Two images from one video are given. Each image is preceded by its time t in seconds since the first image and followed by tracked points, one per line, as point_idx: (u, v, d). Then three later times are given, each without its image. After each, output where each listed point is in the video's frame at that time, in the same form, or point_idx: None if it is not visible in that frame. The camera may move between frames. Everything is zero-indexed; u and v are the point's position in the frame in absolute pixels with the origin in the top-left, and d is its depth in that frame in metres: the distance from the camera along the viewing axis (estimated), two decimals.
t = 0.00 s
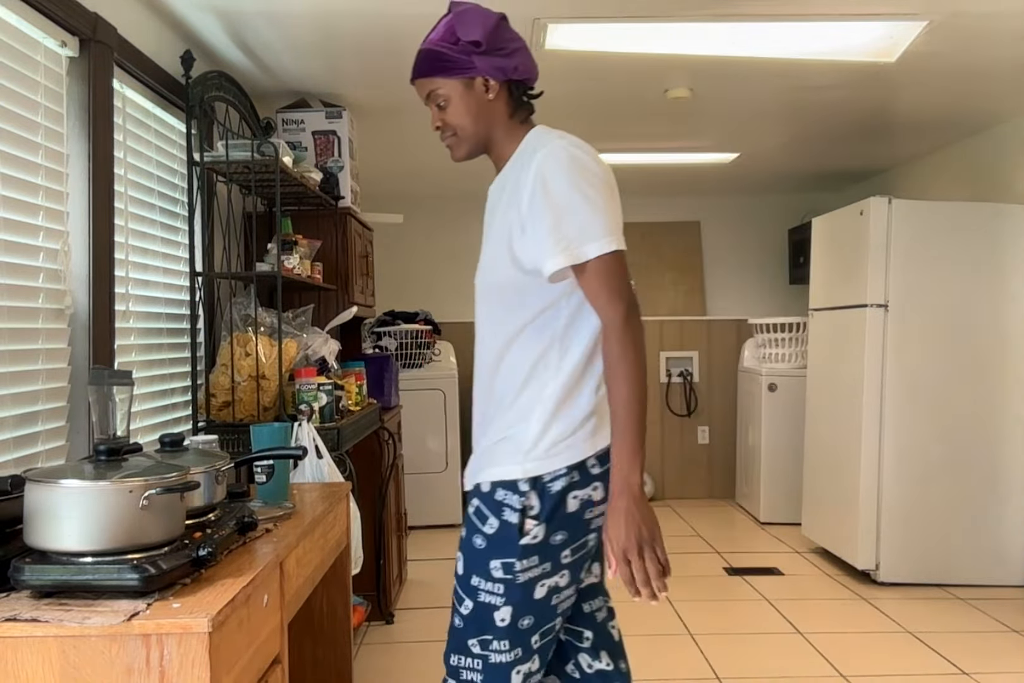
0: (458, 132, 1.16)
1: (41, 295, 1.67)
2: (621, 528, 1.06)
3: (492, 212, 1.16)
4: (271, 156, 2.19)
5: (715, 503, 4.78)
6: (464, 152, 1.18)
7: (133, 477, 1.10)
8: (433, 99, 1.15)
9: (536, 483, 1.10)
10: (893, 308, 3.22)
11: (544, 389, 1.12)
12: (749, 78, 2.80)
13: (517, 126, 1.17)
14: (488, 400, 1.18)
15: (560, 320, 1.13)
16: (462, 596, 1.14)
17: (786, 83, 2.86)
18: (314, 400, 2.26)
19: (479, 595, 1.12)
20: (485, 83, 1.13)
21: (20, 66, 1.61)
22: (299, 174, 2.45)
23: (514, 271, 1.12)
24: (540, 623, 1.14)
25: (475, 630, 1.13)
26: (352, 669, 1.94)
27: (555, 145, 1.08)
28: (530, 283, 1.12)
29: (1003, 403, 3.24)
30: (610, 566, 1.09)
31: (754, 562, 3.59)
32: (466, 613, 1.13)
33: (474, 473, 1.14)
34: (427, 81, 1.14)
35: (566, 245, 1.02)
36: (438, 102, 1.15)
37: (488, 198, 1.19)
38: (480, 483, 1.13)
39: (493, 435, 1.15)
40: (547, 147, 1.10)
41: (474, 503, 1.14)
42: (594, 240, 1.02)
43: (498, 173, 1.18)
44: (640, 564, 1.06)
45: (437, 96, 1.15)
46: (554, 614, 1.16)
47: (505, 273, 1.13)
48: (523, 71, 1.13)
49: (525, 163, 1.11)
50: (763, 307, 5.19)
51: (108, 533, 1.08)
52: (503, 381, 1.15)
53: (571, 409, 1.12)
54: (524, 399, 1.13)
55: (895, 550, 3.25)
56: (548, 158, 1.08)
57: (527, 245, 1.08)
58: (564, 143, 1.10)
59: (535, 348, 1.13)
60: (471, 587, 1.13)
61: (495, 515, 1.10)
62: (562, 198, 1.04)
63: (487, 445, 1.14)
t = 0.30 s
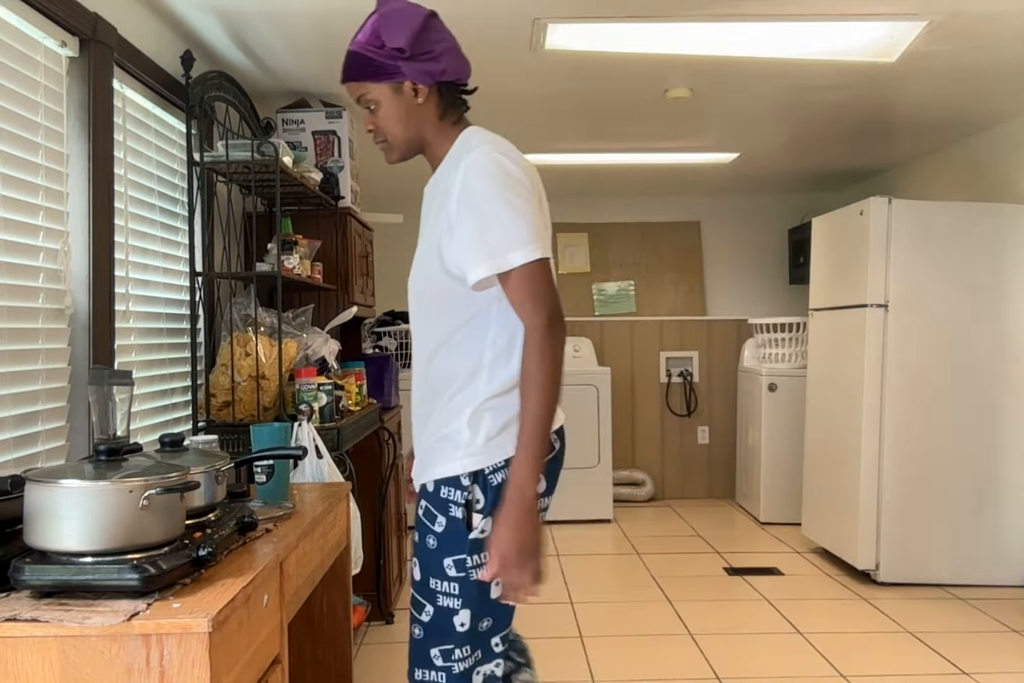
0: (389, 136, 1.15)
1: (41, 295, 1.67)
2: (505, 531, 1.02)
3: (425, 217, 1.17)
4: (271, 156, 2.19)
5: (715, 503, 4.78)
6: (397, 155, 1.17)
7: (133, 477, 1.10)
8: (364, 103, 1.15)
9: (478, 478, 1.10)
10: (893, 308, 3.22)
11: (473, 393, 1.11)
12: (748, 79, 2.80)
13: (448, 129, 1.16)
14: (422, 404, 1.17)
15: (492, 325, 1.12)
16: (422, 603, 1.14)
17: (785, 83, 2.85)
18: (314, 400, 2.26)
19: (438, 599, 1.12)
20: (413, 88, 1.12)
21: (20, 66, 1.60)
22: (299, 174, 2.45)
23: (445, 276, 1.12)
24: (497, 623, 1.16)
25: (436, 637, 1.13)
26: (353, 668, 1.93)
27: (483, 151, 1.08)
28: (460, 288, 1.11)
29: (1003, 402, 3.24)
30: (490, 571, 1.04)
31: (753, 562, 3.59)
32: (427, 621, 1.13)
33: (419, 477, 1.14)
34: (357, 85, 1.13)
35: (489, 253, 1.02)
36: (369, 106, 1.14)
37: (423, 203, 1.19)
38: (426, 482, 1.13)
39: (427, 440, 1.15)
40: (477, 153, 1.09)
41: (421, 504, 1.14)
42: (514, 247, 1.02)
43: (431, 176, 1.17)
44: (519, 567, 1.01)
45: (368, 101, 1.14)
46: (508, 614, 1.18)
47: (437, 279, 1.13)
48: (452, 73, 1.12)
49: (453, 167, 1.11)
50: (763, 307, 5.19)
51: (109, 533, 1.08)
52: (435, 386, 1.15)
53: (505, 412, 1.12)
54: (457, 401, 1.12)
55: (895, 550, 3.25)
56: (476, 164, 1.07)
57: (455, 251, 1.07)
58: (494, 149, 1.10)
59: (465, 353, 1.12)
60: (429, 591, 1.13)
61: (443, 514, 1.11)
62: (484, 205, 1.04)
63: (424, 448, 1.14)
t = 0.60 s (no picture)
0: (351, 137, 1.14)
1: (41, 295, 1.67)
2: (369, 459, 0.99)
3: (394, 214, 1.16)
4: (271, 156, 2.19)
5: (715, 503, 4.79)
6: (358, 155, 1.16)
7: (132, 477, 1.10)
8: (321, 104, 1.12)
9: (476, 471, 1.13)
10: (893, 308, 3.22)
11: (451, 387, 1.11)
12: (749, 79, 2.80)
13: (408, 127, 1.17)
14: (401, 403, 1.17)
15: (469, 318, 1.13)
16: (427, 599, 1.15)
17: (785, 83, 2.85)
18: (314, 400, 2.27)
19: (445, 594, 1.13)
20: (376, 88, 1.11)
21: (20, 65, 1.60)
22: (299, 174, 2.45)
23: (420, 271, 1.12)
24: (498, 609, 1.18)
25: (445, 630, 1.14)
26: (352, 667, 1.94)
27: (455, 146, 1.08)
28: (432, 282, 1.11)
29: (1004, 402, 3.24)
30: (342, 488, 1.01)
31: (753, 562, 3.59)
32: (435, 616, 1.14)
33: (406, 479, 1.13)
34: (314, 87, 1.11)
35: (465, 244, 1.03)
36: (328, 107, 1.12)
37: (388, 201, 1.19)
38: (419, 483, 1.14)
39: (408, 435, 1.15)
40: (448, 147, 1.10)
41: (417, 503, 1.14)
42: (491, 238, 1.03)
43: (392, 175, 1.19)
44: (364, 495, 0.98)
45: (327, 102, 1.11)
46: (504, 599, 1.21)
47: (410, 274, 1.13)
48: (413, 72, 1.13)
49: (425, 164, 1.11)
50: (764, 307, 5.19)
51: (109, 534, 1.08)
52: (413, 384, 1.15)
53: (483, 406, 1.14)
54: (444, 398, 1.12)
55: (895, 550, 3.25)
56: (448, 158, 1.08)
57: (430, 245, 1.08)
58: (463, 143, 1.11)
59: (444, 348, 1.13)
60: (435, 586, 1.14)
61: (444, 510, 1.13)
62: (456, 196, 1.04)
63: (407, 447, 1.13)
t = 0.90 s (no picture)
0: (344, 136, 1.13)
1: (41, 295, 1.67)
2: (331, 419, 1.02)
3: (381, 205, 1.16)
4: (271, 156, 2.19)
5: (715, 503, 4.79)
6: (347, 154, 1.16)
7: (132, 477, 1.10)
8: (314, 101, 1.10)
9: (471, 461, 1.16)
10: (893, 308, 3.21)
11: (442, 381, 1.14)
12: (749, 78, 2.80)
13: (396, 128, 1.19)
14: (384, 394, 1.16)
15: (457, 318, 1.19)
16: (417, 592, 1.15)
17: (785, 83, 2.85)
18: (314, 400, 2.24)
19: (437, 584, 1.14)
20: (372, 88, 1.12)
21: (20, 66, 1.60)
22: (299, 174, 2.45)
23: (417, 273, 1.14)
24: (473, 598, 1.22)
25: (436, 621, 1.15)
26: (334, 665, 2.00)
27: (470, 155, 1.14)
28: (430, 279, 1.15)
29: (1004, 402, 3.24)
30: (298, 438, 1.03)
31: (754, 562, 3.59)
32: (425, 609, 1.14)
33: (394, 470, 1.15)
34: (308, 85, 1.09)
35: (483, 248, 1.09)
36: (323, 105, 1.10)
37: (371, 197, 1.19)
38: (414, 474, 1.14)
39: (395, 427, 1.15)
40: (459, 154, 1.15)
41: (410, 495, 1.15)
42: (502, 250, 1.10)
43: (382, 173, 1.19)
44: (317, 448, 1.00)
45: (322, 100, 1.10)
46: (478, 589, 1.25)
47: (405, 268, 1.14)
48: (404, 74, 1.15)
49: (430, 167, 1.14)
50: (764, 307, 5.19)
51: (109, 534, 1.08)
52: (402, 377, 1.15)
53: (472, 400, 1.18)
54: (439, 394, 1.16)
55: (895, 550, 3.25)
56: (463, 164, 1.13)
57: (444, 245, 1.11)
58: (471, 152, 1.16)
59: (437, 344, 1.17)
60: (427, 578, 1.14)
61: (442, 500, 1.14)
62: (470, 209, 1.10)
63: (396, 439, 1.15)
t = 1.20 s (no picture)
0: (353, 138, 1.12)
1: (41, 295, 1.67)
2: (314, 418, 1.04)
3: (377, 206, 1.17)
4: (271, 156, 2.20)
5: (715, 503, 4.79)
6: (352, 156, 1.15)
7: (132, 477, 1.10)
8: (325, 103, 1.09)
9: (459, 457, 1.18)
10: (893, 309, 3.21)
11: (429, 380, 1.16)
12: (749, 79, 2.80)
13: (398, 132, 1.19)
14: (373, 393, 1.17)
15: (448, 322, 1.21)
16: (410, 588, 1.15)
17: (785, 83, 2.85)
18: (314, 400, 2.27)
19: (431, 579, 1.15)
20: (383, 93, 1.12)
21: (20, 66, 1.60)
22: (299, 174, 2.45)
23: (414, 277, 1.15)
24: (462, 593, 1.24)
25: (430, 616, 1.15)
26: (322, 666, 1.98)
27: (474, 166, 1.15)
28: (426, 283, 1.16)
29: (1003, 402, 3.24)
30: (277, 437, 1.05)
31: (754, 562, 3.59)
32: (420, 604, 1.15)
33: (379, 469, 1.15)
34: (321, 88, 1.07)
35: (482, 259, 1.11)
36: (335, 107, 1.09)
37: (367, 195, 1.19)
38: (405, 472, 1.15)
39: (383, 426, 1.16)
40: (463, 162, 1.16)
41: (401, 493, 1.15)
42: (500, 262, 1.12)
43: (384, 174, 1.19)
44: (294, 442, 1.02)
45: (334, 103, 1.08)
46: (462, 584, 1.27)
47: (401, 271, 1.15)
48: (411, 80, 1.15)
49: (433, 173, 1.15)
50: (764, 307, 5.19)
51: (109, 534, 1.08)
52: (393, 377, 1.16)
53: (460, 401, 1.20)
54: (430, 396, 1.17)
55: (895, 550, 3.25)
56: (467, 172, 1.14)
57: (444, 251, 1.12)
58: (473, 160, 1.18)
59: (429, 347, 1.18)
60: (421, 574, 1.15)
61: (433, 496, 1.15)
62: (470, 220, 1.12)
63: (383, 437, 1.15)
